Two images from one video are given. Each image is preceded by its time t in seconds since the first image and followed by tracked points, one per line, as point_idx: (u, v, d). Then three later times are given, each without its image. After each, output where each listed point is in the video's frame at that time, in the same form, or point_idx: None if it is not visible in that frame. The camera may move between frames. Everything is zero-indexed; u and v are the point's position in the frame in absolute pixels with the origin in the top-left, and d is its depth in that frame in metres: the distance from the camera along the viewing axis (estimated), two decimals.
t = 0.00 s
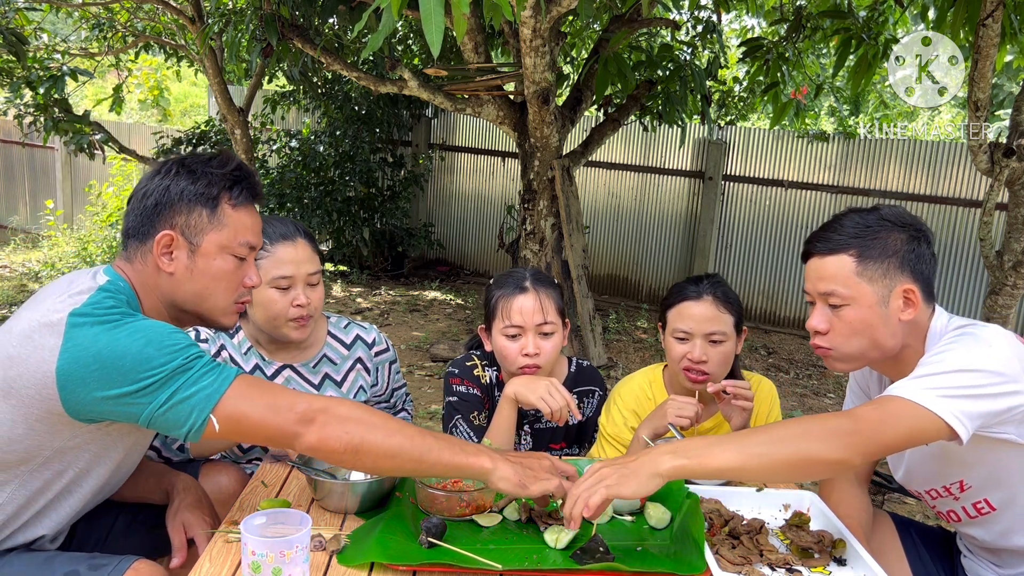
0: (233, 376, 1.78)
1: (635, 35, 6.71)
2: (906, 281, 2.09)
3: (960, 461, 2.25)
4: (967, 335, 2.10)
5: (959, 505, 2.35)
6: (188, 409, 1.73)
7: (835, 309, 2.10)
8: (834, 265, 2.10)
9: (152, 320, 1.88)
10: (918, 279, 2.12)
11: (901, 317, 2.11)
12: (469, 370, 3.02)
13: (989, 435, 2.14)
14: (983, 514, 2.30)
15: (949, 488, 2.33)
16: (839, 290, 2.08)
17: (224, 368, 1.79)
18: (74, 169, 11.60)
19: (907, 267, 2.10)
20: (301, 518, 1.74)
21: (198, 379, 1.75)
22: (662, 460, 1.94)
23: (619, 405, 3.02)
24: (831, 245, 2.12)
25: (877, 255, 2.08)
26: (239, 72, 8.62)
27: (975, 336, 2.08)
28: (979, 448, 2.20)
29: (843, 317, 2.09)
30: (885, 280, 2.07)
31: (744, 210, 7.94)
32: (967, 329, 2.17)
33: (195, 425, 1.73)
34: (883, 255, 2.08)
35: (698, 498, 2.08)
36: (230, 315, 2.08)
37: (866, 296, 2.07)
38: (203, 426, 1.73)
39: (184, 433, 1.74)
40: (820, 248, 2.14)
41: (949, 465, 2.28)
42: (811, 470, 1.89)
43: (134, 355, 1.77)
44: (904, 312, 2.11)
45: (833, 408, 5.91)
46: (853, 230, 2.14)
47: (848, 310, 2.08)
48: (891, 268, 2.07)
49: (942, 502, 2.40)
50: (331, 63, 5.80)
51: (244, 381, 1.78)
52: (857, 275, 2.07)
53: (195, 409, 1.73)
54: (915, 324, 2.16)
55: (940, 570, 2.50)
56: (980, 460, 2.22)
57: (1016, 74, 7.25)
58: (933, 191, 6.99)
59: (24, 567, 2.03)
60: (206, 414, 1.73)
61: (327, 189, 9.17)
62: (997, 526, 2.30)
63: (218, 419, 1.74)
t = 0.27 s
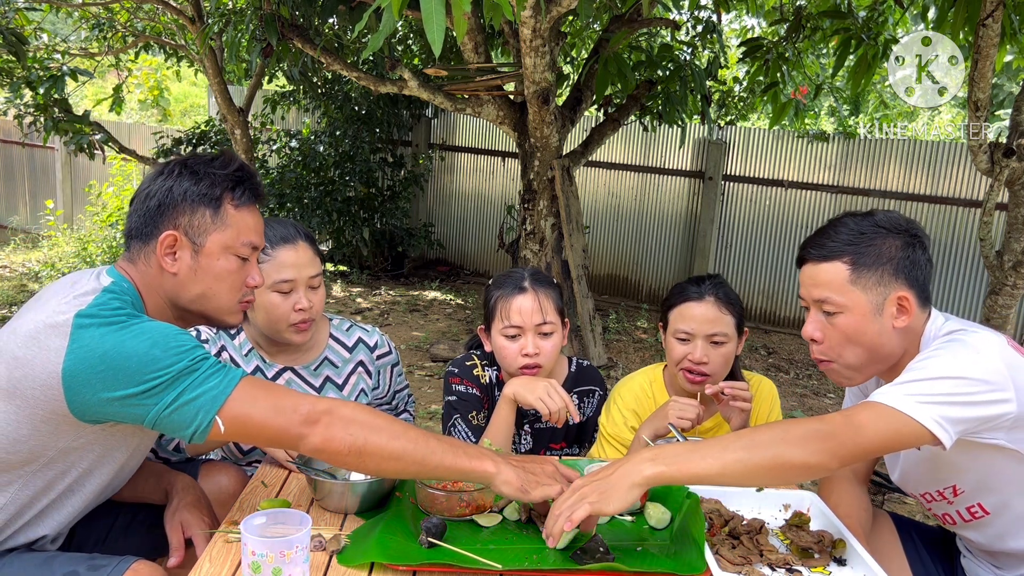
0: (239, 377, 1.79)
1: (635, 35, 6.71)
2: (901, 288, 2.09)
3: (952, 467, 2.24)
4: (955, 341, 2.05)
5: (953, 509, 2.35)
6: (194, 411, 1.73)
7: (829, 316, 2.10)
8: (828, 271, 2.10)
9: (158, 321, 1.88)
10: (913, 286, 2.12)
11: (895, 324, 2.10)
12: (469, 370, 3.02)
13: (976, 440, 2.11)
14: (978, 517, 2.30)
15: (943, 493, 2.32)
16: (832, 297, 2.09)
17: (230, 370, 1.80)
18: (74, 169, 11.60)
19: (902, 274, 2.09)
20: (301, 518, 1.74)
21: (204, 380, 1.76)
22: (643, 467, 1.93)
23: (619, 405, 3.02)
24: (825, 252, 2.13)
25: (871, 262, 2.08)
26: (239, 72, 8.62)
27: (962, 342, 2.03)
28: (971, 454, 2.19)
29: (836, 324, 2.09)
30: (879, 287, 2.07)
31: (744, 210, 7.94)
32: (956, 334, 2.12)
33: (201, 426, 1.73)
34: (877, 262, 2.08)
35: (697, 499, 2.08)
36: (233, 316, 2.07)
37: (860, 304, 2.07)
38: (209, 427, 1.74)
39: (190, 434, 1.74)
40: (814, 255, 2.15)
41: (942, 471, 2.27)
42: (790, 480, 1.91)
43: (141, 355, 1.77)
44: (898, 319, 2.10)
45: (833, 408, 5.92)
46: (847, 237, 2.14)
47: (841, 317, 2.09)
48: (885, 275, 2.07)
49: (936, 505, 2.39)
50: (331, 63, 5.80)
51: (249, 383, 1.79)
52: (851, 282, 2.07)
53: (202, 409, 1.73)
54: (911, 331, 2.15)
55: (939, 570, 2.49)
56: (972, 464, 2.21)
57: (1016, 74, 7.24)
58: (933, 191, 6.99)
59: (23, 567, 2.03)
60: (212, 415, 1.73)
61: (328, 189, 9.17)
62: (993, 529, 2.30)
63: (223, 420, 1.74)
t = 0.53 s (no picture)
0: (240, 377, 1.79)
1: (635, 35, 6.71)
2: (898, 290, 2.09)
3: (948, 470, 2.25)
4: (948, 345, 2.04)
5: (951, 511, 2.35)
6: (197, 410, 1.74)
7: (827, 320, 2.10)
8: (824, 275, 2.10)
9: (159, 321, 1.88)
10: (910, 288, 2.12)
11: (892, 326, 2.11)
12: (469, 370, 3.02)
13: (972, 443, 2.12)
14: (975, 519, 2.30)
15: (940, 495, 2.32)
16: (830, 301, 2.09)
17: (231, 370, 1.80)
18: (74, 169, 11.61)
19: (898, 277, 2.09)
20: (301, 518, 1.74)
21: (206, 380, 1.76)
22: (637, 477, 1.92)
23: (619, 405, 3.02)
24: (821, 255, 2.13)
25: (867, 265, 2.08)
26: (239, 72, 8.62)
27: (956, 346, 2.02)
28: (967, 457, 2.19)
29: (834, 327, 2.09)
30: (875, 290, 2.07)
31: (744, 210, 7.94)
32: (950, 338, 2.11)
33: (204, 426, 1.73)
34: (873, 266, 2.08)
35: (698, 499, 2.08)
36: (233, 313, 2.07)
37: (856, 307, 2.07)
38: (211, 427, 1.74)
39: (193, 435, 1.75)
40: (810, 258, 2.15)
41: (938, 474, 2.27)
42: (783, 484, 1.90)
43: (143, 355, 1.77)
44: (895, 321, 2.11)
45: (833, 408, 5.92)
46: (843, 240, 2.14)
47: (839, 320, 2.08)
48: (882, 278, 2.07)
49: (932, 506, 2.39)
50: (331, 63, 5.80)
51: (251, 383, 1.79)
52: (847, 285, 2.07)
53: (204, 410, 1.73)
54: (908, 333, 2.16)
55: (939, 570, 2.49)
56: (970, 467, 2.21)
57: (1016, 74, 7.25)
58: (933, 191, 6.99)
59: (22, 567, 2.03)
60: (215, 415, 1.74)
61: (327, 189, 9.17)
62: (990, 531, 2.30)
63: (226, 420, 1.74)
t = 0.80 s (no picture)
0: (233, 374, 1.79)
1: (635, 35, 6.71)
2: (895, 291, 2.09)
3: (948, 471, 2.25)
4: (948, 347, 2.04)
5: (951, 512, 2.35)
6: (189, 408, 1.73)
7: (825, 321, 2.10)
8: (823, 276, 2.10)
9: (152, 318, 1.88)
10: (908, 289, 2.12)
11: (890, 327, 2.11)
12: (469, 371, 3.03)
13: (972, 444, 2.12)
14: (976, 521, 2.31)
15: (940, 497, 2.32)
16: (828, 302, 2.09)
17: (224, 367, 1.80)
18: (74, 169, 11.61)
19: (895, 278, 2.09)
20: (301, 518, 1.74)
21: (199, 378, 1.76)
22: (637, 486, 1.91)
23: (619, 405, 3.02)
24: (818, 257, 2.13)
25: (864, 267, 2.08)
26: (239, 72, 8.62)
27: (955, 348, 2.02)
28: (966, 459, 2.19)
29: (832, 328, 2.09)
30: (873, 292, 2.07)
31: (744, 210, 7.94)
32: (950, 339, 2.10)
33: (196, 423, 1.73)
34: (871, 267, 2.08)
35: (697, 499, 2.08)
36: (227, 309, 2.08)
37: (854, 308, 2.07)
38: (204, 425, 1.74)
39: (186, 432, 1.74)
40: (808, 259, 2.15)
41: (938, 475, 2.28)
42: (782, 487, 1.90)
43: (136, 352, 1.77)
44: (893, 322, 2.11)
45: (833, 408, 5.92)
46: (840, 242, 2.14)
47: (837, 322, 2.08)
48: (880, 280, 2.08)
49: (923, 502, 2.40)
50: (331, 63, 5.80)
51: (243, 379, 1.79)
52: (845, 286, 2.08)
53: (196, 407, 1.73)
54: (906, 333, 2.15)
55: (939, 570, 2.49)
56: (970, 469, 2.21)
57: (1016, 74, 7.25)
58: (932, 191, 6.99)
59: (22, 567, 2.03)
60: (207, 412, 1.73)
61: (327, 189, 9.18)
62: (990, 532, 2.30)
63: (219, 417, 1.74)
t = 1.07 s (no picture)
0: (206, 368, 1.78)
1: (635, 35, 6.71)
2: (895, 290, 2.09)
3: (949, 470, 2.25)
4: (949, 345, 2.04)
5: (952, 511, 2.35)
6: (161, 400, 1.73)
7: (825, 318, 2.12)
8: (823, 275, 2.11)
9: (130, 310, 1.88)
10: (909, 288, 2.12)
11: (891, 326, 2.10)
12: (469, 370, 3.03)
13: (973, 443, 2.12)
14: (976, 520, 2.31)
15: (941, 496, 2.33)
16: (827, 300, 2.10)
17: (198, 360, 1.79)
18: (74, 169, 11.60)
19: (896, 277, 2.10)
20: (301, 517, 1.74)
21: (170, 370, 1.75)
22: (639, 482, 1.90)
23: (619, 405, 3.02)
24: (820, 256, 2.14)
25: (865, 265, 2.09)
26: (239, 72, 8.62)
27: (956, 347, 2.02)
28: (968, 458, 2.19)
29: (832, 326, 2.10)
30: (873, 290, 2.07)
31: (744, 210, 7.94)
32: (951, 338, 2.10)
33: (168, 417, 1.72)
34: (871, 266, 2.09)
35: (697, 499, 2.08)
36: (214, 300, 2.08)
37: (854, 306, 2.08)
38: (176, 419, 1.73)
39: (157, 425, 1.74)
40: (809, 258, 2.16)
41: (939, 474, 2.28)
42: (785, 484, 1.88)
43: (110, 344, 1.77)
44: (894, 320, 2.10)
45: (833, 408, 5.92)
46: (841, 241, 2.15)
47: (837, 319, 2.09)
48: (880, 279, 2.08)
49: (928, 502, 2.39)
50: (331, 63, 5.80)
51: (216, 373, 1.78)
52: (845, 285, 2.08)
53: (168, 400, 1.73)
54: (908, 332, 2.15)
55: (939, 570, 2.49)
56: (971, 467, 2.21)
57: (1016, 74, 7.25)
58: (933, 191, 6.99)
59: (22, 567, 2.03)
60: (178, 406, 1.73)
61: (327, 189, 9.18)
62: (991, 531, 2.30)
63: (190, 412, 1.73)
